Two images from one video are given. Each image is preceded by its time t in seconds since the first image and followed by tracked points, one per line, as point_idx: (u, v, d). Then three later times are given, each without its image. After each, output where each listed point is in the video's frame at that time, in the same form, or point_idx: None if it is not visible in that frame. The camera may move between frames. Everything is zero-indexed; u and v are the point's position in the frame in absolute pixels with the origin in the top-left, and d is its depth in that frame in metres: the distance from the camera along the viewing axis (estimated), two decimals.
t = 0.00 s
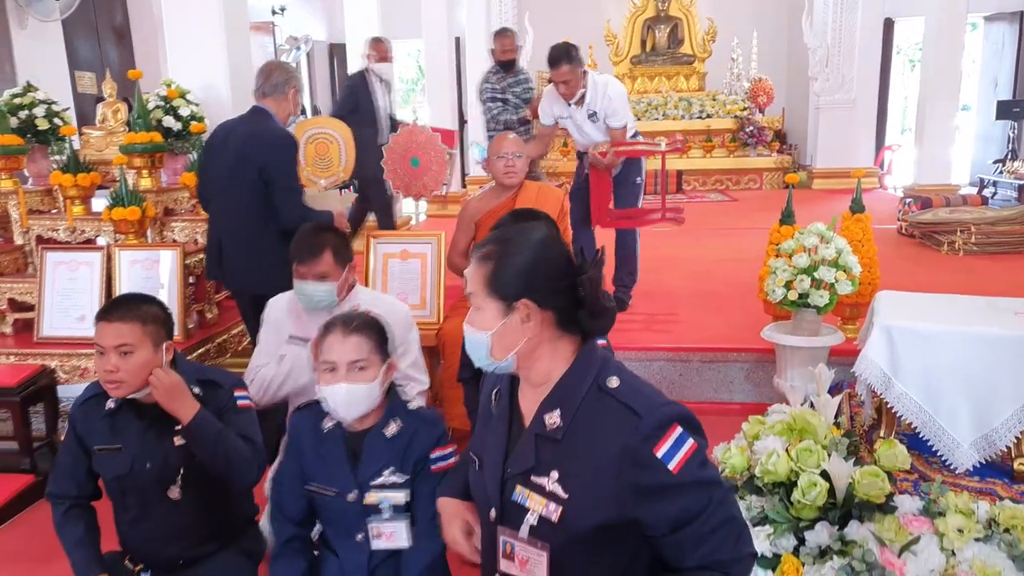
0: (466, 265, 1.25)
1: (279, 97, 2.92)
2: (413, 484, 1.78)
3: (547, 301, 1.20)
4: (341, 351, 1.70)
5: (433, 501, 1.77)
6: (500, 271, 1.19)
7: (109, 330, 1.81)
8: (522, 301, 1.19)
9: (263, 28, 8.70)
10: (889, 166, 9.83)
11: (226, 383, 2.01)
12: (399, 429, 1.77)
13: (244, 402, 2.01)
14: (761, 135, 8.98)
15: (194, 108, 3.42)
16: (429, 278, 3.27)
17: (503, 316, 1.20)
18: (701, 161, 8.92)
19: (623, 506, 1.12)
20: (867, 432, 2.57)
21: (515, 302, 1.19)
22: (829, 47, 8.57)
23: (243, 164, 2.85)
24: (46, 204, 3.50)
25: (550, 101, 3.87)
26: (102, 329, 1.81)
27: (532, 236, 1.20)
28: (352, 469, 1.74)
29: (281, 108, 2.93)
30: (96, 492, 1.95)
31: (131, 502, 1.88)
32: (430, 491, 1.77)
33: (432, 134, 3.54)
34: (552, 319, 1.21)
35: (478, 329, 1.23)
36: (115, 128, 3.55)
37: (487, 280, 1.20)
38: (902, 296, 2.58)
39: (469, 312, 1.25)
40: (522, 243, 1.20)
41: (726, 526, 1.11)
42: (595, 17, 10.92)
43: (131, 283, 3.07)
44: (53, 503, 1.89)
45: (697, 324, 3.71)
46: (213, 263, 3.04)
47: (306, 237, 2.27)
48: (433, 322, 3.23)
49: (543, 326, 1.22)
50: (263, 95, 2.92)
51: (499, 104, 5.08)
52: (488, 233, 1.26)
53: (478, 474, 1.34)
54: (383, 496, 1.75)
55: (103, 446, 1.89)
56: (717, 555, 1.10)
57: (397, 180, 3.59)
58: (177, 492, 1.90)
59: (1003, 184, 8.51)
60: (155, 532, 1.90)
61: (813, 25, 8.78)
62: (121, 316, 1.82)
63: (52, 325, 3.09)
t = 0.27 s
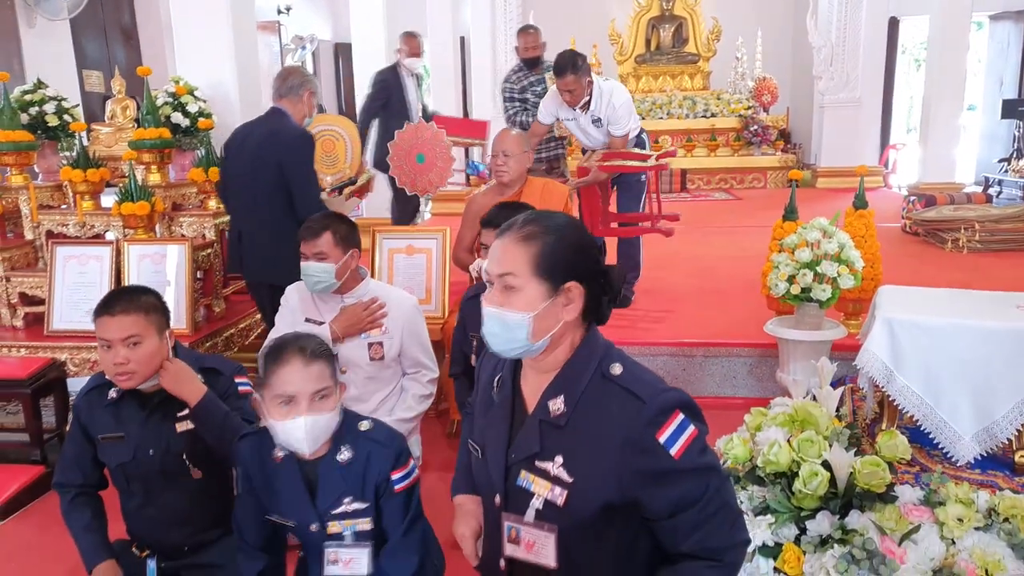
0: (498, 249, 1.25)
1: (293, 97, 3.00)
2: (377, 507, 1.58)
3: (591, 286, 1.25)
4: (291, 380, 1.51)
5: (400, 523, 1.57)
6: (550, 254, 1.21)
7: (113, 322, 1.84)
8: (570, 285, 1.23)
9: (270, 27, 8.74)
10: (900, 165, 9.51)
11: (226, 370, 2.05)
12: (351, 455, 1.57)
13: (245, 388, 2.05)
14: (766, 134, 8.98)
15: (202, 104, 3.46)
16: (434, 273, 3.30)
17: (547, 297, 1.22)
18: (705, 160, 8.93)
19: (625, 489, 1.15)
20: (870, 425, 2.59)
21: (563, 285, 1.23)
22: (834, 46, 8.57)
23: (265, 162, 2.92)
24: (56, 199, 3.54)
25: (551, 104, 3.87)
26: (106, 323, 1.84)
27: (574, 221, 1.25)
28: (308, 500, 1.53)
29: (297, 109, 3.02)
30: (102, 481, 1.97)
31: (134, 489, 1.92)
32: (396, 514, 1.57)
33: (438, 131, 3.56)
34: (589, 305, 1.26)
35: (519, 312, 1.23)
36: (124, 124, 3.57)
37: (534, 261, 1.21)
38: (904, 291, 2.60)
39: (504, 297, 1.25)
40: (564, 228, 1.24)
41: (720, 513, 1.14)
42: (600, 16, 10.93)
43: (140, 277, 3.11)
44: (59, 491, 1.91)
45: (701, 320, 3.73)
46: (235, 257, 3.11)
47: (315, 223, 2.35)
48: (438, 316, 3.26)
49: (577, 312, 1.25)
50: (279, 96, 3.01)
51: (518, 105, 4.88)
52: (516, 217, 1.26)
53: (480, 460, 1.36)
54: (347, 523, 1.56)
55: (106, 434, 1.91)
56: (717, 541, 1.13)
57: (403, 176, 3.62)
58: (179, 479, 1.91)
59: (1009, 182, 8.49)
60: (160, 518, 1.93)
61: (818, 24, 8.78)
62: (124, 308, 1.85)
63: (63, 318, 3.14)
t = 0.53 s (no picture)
0: (519, 235, 1.24)
1: (313, 92, 3.11)
2: (373, 522, 1.52)
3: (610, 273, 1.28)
4: (279, 404, 1.41)
5: (397, 534, 1.51)
6: (576, 242, 1.23)
7: (122, 306, 1.87)
8: (593, 274, 1.26)
9: (279, 26, 8.77)
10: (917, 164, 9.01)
11: (229, 363, 2.05)
12: (343, 470, 1.50)
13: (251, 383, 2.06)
14: (774, 133, 8.96)
15: (211, 100, 3.51)
16: (440, 268, 3.32)
17: (571, 284, 1.24)
18: (714, 159, 8.91)
19: (631, 472, 1.16)
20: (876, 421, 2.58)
21: (586, 273, 1.25)
22: (844, 44, 8.54)
23: (283, 148, 2.95)
24: (67, 194, 3.57)
25: (550, 101, 3.84)
26: (118, 304, 1.87)
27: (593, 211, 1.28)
28: (298, 515, 1.51)
29: (317, 103, 3.13)
30: (109, 470, 1.99)
31: (138, 479, 1.93)
32: (392, 526, 1.51)
33: (445, 127, 3.57)
34: (607, 293, 1.29)
35: (543, 298, 1.23)
36: (134, 120, 3.63)
37: (560, 248, 1.22)
38: (911, 286, 2.59)
39: (527, 282, 1.25)
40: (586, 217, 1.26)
41: (722, 502, 1.15)
42: (609, 15, 10.92)
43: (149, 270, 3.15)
44: (68, 480, 1.94)
45: (708, 317, 3.73)
46: (251, 241, 3.14)
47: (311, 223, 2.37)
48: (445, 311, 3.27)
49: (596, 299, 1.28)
50: (298, 93, 3.10)
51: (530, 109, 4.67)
52: (538, 204, 1.26)
53: (485, 450, 1.34)
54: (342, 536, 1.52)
55: (111, 424, 1.94)
56: (722, 529, 1.14)
57: (410, 173, 3.64)
58: (181, 468, 1.94)
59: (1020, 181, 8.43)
60: (167, 507, 1.95)
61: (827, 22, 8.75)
62: (137, 291, 1.89)
63: (74, 311, 3.17)
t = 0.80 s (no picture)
0: (532, 232, 1.23)
1: (330, 91, 3.16)
2: (395, 532, 1.52)
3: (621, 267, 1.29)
4: (303, 436, 1.38)
5: (412, 537, 1.51)
6: (592, 237, 1.22)
7: (138, 296, 1.89)
8: (607, 270, 1.26)
9: (291, 26, 8.81)
10: (930, 163, 8.67)
11: (235, 360, 2.04)
12: (363, 483, 1.48)
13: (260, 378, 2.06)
14: (787, 132, 8.91)
15: (223, 98, 3.53)
16: (449, 266, 3.31)
17: (587, 280, 1.23)
18: (726, 158, 8.86)
19: (639, 464, 1.16)
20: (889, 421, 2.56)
21: (599, 269, 1.25)
22: (858, 42, 8.47)
23: (298, 140, 2.97)
24: (80, 192, 3.60)
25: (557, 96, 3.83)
26: (136, 295, 1.89)
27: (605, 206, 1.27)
28: (316, 531, 1.49)
29: (333, 101, 3.17)
30: (118, 465, 2.00)
31: (148, 473, 1.95)
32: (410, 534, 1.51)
33: (455, 126, 3.57)
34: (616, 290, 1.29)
35: (561, 295, 1.21)
36: (146, 119, 3.65)
37: (576, 243, 1.21)
38: (924, 284, 2.56)
39: (544, 279, 1.23)
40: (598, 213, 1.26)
41: (721, 499, 1.17)
42: (620, 14, 10.89)
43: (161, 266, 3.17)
44: (78, 475, 1.94)
45: (718, 316, 3.71)
46: (262, 235, 3.17)
47: (317, 224, 2.34)
48: (454, 309, 3.27)
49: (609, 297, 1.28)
50: (316, 92, 3.13)
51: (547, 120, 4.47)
52: (553, 200, 1.24)
53: (494, 447, 1.33)
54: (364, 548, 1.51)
55: (120, 418, 1.95)
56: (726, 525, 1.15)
57: (420, 171, 3.64)
58: (190, 463, 1.95)
59: None
60: (175, 501, 1.96)
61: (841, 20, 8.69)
62: (153, 280, 1.93)
63: (86, 308, 3.20)
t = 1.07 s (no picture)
0: (522, 230, 1.23)
1: (332, 85, 3.14)
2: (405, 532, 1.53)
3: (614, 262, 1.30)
4: (320, 452, 1.40)
5: (421, 538, 1.53)
6: (581, 233, 1.22)
7: (154, 292, 1.91)
8: (597, 266, 1.26)
9: (299, 26, 8.83)
10: (940, 163, 8.89)
11: (246, 357, 2.06)
12: (374, 486, 1.49)
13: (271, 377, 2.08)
14: (795, 132, 8.89)
15: (233, 98, 3.55)
16: (458, 265, 3.33)
17: (577, 274, 1.24)
18: (734, 158, 8.85)
19: (638, 449, 1.16)
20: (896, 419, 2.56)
21: (589, 263, 1.25)
22: (867, 41, 8.44)
23: (300, 140, 2.98)
24: (91, 191, 3.63)
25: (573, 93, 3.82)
26: (151, 291, 1.91)
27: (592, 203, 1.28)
28: (328, 535, 1.50)
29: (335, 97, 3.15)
30: (130, 460, 2.02)
31: (159, 469, 1.97)
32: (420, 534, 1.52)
33: (464, 124, 3.58)
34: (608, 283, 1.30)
35: (552, 290, 1.22)
36: (157, 118, 3.67)
37: (564, 239, 1.22)
38: (932, 283, 2.56)
39: (533, 277, 1.23)
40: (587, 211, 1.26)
41: (720, 480, 1.17)
42: (629, 13, 10.89)
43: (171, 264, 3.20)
44: (91, 470, 1.96)
45: (725, 315, 3.71)
46: (270, 235, 3.19)
47: (320, 232, 2.32)
48: (461, 308, 3.28)
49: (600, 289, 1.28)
50: (319, 88, 3.13)
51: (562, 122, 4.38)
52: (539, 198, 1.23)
53: (495, 439, 1.34)
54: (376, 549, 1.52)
55: (132, 414, 1.97)
56: (726, 502, 1.16)
57: (429, 170, 3.66)
58: (201, 460, 1.96)
59: None
60: (187, 498, 1.98)
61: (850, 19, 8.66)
62: (166, 276, 1.95)
63: (98, 305, 3.24)
